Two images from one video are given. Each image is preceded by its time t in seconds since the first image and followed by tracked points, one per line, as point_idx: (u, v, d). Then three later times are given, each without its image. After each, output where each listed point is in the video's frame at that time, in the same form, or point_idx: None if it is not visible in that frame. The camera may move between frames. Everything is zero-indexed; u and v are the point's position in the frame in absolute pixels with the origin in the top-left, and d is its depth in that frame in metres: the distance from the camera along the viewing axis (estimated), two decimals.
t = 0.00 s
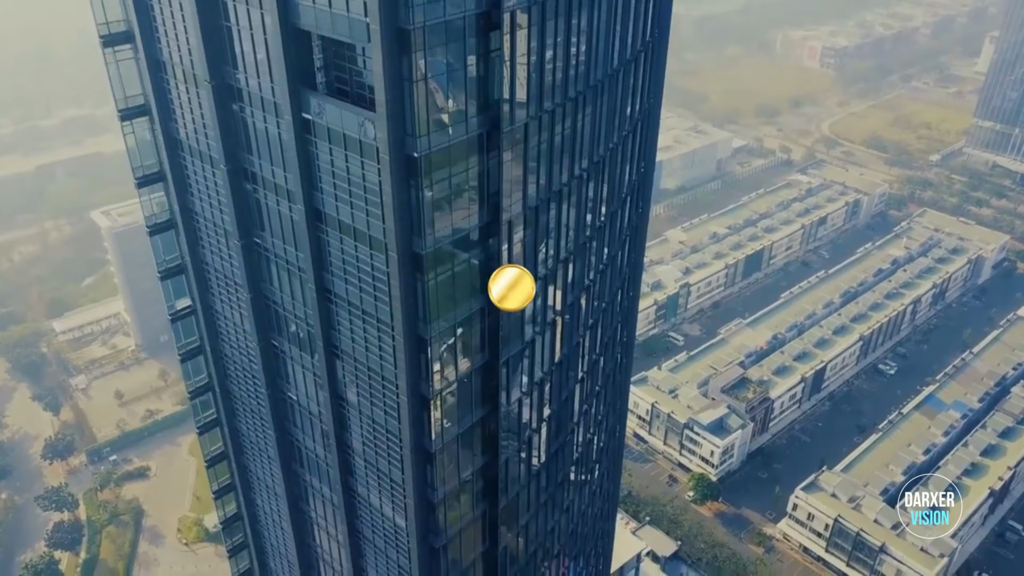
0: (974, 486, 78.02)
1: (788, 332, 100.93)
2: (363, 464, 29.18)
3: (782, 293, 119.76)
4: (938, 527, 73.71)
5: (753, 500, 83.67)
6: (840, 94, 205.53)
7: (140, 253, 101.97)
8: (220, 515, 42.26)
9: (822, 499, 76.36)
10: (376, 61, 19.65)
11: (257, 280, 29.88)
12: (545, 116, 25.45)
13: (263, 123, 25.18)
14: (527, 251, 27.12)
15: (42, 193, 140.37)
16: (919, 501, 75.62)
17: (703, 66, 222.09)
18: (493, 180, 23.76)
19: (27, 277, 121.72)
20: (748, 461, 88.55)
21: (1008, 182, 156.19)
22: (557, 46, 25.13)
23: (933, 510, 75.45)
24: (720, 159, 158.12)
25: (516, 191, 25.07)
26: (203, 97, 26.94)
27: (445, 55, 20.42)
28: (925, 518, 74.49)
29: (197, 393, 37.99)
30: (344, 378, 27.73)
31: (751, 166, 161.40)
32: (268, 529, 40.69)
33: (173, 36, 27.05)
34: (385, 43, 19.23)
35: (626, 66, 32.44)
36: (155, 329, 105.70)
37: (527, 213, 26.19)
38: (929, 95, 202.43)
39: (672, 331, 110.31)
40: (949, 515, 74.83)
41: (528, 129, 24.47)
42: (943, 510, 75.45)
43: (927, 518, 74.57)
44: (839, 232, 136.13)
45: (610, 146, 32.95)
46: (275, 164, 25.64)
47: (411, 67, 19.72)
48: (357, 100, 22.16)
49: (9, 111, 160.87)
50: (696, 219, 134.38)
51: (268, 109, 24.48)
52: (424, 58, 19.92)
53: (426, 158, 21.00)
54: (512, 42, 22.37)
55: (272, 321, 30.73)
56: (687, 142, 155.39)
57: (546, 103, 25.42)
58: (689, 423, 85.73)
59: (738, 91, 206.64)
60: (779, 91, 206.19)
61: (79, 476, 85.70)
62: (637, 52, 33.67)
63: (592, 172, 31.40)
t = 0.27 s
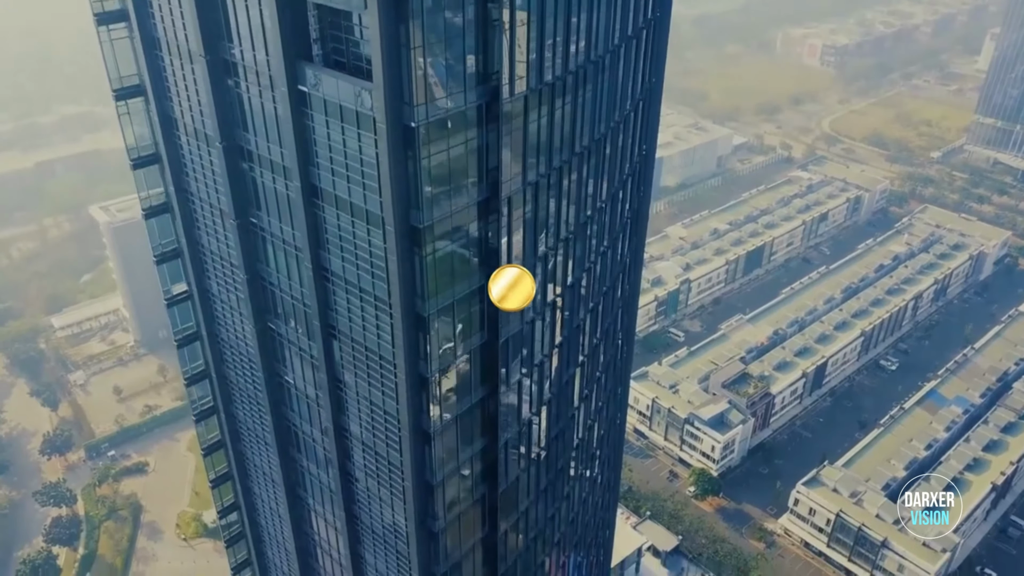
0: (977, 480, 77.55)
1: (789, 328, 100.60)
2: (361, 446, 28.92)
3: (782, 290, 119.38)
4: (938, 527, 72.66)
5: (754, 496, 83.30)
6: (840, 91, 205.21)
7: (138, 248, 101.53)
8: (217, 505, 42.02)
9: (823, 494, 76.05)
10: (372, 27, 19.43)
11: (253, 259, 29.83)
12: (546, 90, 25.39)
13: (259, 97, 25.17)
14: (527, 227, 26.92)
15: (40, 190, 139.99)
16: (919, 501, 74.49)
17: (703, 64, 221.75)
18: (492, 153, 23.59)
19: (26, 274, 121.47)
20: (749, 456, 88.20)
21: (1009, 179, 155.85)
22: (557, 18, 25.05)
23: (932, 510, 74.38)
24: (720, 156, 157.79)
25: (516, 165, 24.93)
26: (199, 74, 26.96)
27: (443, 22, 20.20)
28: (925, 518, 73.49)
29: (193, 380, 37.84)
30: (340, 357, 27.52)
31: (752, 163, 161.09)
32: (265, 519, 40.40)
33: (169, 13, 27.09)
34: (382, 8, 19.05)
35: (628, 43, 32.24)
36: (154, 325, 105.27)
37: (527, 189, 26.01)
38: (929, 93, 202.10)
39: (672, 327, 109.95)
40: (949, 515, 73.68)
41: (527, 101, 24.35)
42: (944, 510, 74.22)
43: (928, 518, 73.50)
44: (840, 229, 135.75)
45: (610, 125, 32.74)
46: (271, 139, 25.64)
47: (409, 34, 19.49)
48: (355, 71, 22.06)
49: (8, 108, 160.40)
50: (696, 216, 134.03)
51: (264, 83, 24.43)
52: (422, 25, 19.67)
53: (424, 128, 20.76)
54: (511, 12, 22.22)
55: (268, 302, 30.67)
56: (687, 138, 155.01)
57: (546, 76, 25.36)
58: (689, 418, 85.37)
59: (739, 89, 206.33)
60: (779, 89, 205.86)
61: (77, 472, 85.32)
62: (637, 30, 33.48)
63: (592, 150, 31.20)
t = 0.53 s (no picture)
0: (979, 475, 77.10)
1: (790, 323, 100.23)
2: (359, 428, 28.45)
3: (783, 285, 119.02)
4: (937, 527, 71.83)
5: (755, 490, 82.96)
6: (841, 88, 204.82)
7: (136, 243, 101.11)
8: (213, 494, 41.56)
9: (825, 489, 75.54)
10: None
11: (250, 238, 29.43)
12: (547, 61, 25.16)
13: (255, 69, 24.74)
14: (527, 203, 26.64)
15: (39, 185, 139.59)
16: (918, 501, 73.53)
17: (703, 61, 221.36)
18: (492, 124, 23.26)
19: (24, 269, 121.23)
20: (749, 451, 87.83)
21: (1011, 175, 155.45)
22: None
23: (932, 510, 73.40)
24: (720, 152, 157.45)
25: (516, 138, 24.66)
26: (194, 48, 26.53)
27: None
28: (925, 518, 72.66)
29: (189, 365, 37.38)
30: (337, 337, 27.07)
31: (752, 159, 160.72)
32: (261, 509, 39.89)
33: None
34: None
35: (629, 18, 31.90)
36: (152, 321, 104.91)
37: (527, 162, 25.74)
38: (930, 89, 201.68)
39: (672, 323, 109.56)
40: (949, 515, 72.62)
41: (527, 71, 24.08)
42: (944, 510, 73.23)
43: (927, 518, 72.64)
44: (841, 225, 135.39)
45: (613, 102, 32.39)
46: (268, 113, 25.22)
47: None
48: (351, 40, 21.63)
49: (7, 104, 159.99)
50: (696, 212, 133.70)
51: (260, 55, 24.00)
52: None
53: (421, 96, 20.35)
54: None
55: (265, 281, 30.26)
56: (687, 135, 154.63)
57: (547, 46, 25.09)
58: (690, 413, 84.98)
59: (739, 86, 205.95)
60: (779, 85, 205.45)
61: (75, 466, 84.97)
62: (639, 5, 33.14)
63: (593, 127, 30.88)
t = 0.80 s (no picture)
0: (980, 471, 76.73)
1: (790, 319, 99.93)
2: (356, 410, 28.03)
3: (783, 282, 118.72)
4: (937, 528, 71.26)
5: (755, 486, 82.66)
6: (841, 86, 204.63)
7: (134, 239, 100.68)
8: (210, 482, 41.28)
9: (826, 485, 75.16)
10: None
11: (245, 219, 29.07)
12: (549, 32, 24.94)
13: (249, 43, 24.29)
14: (529, 178, 26.31)
15: (37, 182, 139.16)
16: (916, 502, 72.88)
17: (703, 60, 221.10)
18: (492, 96, 22.90)
19: (23, 266, 120.90)
20: (750, 447, 87.48)
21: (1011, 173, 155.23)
22: None
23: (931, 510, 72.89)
24: (720, 150, 157.18)
25: (516, 109, 24.33)
26: (188, 23, 26.13)
27: None
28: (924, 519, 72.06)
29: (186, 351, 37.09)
30: (335, 316, 26.64)
31: (752, 157, 160.45)
32: (258, 497, 39.52)
33: None
34: None
35: None
36: (151, 317, 104.54)
37: (528, 135, 25.43)
38: (930, 88, 201.51)
39: (672, 320, 109.23)
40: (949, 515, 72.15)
41: (529, 41, 23.82)
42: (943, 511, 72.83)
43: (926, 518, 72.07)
44: (841, 222, 135.11)
45: (614, 79, 32.00)
46: (262, 88, 24.74)
47: None
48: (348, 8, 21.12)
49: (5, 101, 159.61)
50: (696, 209, 133.37)
51: (255, 28, 23.54)
52: None
53: (420, 65, 19.99)
54: None
55: (261, 263, 29.91)
56: (688, 132, 154.26)
57: (548, 17, 24.84)
58: (690, 409, 84.66)
59: (739, 84, 205.70)
60: (779, 84, 205.22)
61: (72, 462, 84.60)
62: None
63: (596, 104, 30.55)
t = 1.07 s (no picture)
0: (983, 463, 76.33)
1: (792, 313, 99.52)
2: (355, 389, 27.32)
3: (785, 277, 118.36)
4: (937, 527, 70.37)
5: (758, 480, 82.34)
6: (842, 82, 204.21)
7: (133, 233, 100.41)
8: (209, 469, 40.85)
9: (828, 478, 74.84)
10: None
11: (242, 196, 28.58)
12: None
13: (244, 11, 23.58)
14: (530, 146, 25.70)
15: (37, 178, 138.90)
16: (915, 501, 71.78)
17: (704, 56, 220.70)
18: (493, 63, 22.20)
19: (22, 260, 120.79)
20: (752, 441, 87.09)
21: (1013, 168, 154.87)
22: None
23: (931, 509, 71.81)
24: (721, 145, 156.80)
25: (518, 78, 23.62)
26: None
27: None
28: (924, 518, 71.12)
29: (184, 334, 36.69)
30: (334, 292, 25.95)
31: (754, 152, 160.07)
32: (257, 483, 38.99)
33: None
34: None
35: None
36: (150, 312, 104.31)
37: (530, 105, 24.80)
38: (932, 83, 201.08)
39: (674, 314, 108.89)
40: (948, 515, 71.13)
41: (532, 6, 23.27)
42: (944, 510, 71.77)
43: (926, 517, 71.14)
44: (843, 217, 134.73)
45: (615, 52, 31.47)
46: (258, 57, 24.06)
47: None
48: None
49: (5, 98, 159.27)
50: (697, 204, 133.04)
51: None
52: None
53: (419, 27, 19.29)
54: None
55: (258, 240, 29.40)
56: (688, 127, 153.87)
57: None
58: (692, 402, 84.29)
59: (740, 80, 205.29)
60: (780, 80, 204.80)
61: (71, 456, 84.32)
62: None
63: (597, 76, 29.99)
